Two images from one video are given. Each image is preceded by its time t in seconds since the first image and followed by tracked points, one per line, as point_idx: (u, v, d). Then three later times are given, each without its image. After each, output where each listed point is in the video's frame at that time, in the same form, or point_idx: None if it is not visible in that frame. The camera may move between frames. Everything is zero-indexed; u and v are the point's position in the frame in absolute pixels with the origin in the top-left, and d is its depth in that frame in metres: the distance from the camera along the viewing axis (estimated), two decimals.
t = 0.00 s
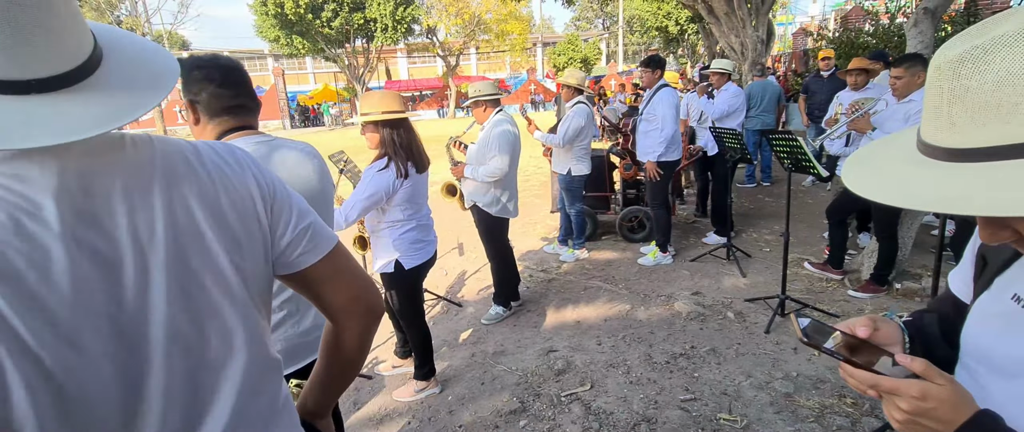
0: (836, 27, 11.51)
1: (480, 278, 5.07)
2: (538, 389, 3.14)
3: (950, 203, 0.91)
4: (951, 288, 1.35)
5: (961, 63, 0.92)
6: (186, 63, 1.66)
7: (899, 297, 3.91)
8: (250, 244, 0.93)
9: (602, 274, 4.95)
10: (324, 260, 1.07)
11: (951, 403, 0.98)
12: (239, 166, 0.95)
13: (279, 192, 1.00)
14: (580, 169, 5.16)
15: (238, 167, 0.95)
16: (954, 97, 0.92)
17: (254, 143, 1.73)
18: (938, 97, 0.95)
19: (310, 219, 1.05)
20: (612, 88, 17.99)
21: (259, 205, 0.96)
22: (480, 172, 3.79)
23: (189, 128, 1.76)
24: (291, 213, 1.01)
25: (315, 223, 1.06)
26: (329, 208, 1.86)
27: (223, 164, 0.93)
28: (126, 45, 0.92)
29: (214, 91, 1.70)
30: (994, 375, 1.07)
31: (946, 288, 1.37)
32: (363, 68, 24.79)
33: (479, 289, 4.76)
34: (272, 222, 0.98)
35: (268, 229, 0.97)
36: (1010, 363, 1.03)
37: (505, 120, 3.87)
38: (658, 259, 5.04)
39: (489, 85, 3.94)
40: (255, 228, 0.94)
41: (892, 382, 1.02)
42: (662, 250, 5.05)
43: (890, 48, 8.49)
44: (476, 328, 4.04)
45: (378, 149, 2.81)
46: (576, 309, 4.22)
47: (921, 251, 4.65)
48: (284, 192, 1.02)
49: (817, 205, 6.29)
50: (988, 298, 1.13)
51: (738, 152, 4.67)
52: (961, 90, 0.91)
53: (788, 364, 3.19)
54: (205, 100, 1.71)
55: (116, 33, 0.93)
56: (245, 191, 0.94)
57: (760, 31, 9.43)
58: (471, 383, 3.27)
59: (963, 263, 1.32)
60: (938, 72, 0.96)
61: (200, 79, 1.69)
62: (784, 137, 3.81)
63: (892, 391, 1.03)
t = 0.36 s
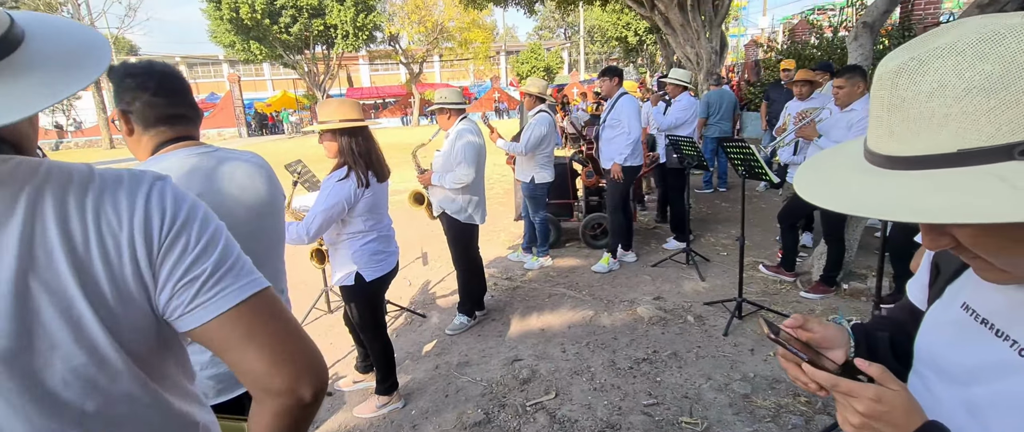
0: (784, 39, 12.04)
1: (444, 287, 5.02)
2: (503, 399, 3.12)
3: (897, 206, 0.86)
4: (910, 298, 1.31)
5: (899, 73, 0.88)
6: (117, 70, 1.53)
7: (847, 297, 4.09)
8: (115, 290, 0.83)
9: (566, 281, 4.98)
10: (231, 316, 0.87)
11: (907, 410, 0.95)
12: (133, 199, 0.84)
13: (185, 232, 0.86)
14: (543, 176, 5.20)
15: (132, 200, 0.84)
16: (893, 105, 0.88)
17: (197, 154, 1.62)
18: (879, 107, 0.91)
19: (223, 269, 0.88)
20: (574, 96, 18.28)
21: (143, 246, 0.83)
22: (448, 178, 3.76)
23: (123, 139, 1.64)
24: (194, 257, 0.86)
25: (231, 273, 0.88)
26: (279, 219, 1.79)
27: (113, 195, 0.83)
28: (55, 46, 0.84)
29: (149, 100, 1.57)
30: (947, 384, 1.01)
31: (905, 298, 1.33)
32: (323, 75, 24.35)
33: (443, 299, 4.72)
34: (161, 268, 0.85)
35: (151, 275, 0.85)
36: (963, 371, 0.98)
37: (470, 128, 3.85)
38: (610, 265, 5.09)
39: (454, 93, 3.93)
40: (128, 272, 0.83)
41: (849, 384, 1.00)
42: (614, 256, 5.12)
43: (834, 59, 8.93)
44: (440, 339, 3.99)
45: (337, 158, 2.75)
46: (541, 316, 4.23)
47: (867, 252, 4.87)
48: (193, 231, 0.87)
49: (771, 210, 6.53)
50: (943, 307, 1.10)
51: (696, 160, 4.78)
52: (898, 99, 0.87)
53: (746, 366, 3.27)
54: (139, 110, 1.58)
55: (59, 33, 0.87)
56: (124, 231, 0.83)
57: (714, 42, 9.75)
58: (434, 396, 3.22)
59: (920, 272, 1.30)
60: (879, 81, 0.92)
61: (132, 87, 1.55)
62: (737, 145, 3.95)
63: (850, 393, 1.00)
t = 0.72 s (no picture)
0: (754, 47, 12.35)
1: (424, 299, 4.98)
2: (485, 411, 3.10)
3: (874, 203, 0.83)
4: (878, 308, 1.33)
5: (894, 67, 0.83)
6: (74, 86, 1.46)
7: (820, 299, 4.18)
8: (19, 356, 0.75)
9: (545, 289, 4.99)
10: (157, 402, 0.81)
11: (883, 428, 0.95)
12: (52, 256, 0.76)
13: (106, 301, 0.77)
14: (521, 185, 5.19)
15: (50, 259, 0.76)
16: (887, 99, 0.83)
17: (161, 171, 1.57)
18: (870, 99, 0.86)
19: (149, 347, 0.79)
20: (552, 104, 18.42)
21: (59, 312, 0.75)
22: (428, 190, 3.73)
23: (82, 158, 1.57)
24: (113, 330, 0.77)
25: (156, 351, 0.80)
26: (248, 235, 1.76)
27: (29, 248, 0.75)
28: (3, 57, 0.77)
29: (111, 118, 1.52)
30: (916, 395, 1.03)
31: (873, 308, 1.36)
32: (297, 85, 24.06)
33: (423, 311, 4.68)
34: (80, 338, 0.77)
35: (65, 343, 0.77)
36: (932, 382, 1.00)
37: (449, 139, 3.83)
38: (589, 273, 5.12)
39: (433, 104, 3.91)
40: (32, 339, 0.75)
41: (823, 407, 1.01)
42: (592, 263, 5.15)
43: (801, 66, 9.18)
44: (420, 351, 3.95)
45: (311, 171, 2.71)
46: (521, 326, 4.22)
47: (837, 254, 5.00)
48: (117, 300, 0.78)
49: (745, 214, 6.65)
50: (909, 319, 1.11)
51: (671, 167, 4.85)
52: (892, 92, 0.82)
53: (724, 369, 3.32)
54: (99, 128, 1.52)
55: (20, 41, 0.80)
56: (38, 294, 0.75)
57: (686, 50, 9.94)
58: (415, 410, 3.18)
59: (888, 283, 1.32)
60: (873, 75, 0.87)
61: (92, 104, 1.49)
62: (710, 152, 4.02)
63: (822, 417, 1.01)
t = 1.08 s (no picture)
0: (740, 55, 12.53)
1: (413, 306, 4.95)
2: (474, 420, 3.09)
3: (868, 182, 0.76)
4: (831, 325, 1.26)
5: (894, 51, 0.77)
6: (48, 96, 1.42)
7: (806, 304, 4.22)
8: None
9: (535, 296, 4.98)
10: None
11: None
12: None
13: (40, 345, 0.81)
14: (509, 191, 5.20)
15: None
16: (881, 83, 0.77)
17: (149, 180, 1.55)
18: (860, 82, 0.80)
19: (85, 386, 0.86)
20: (541, 111, 18.54)
21: None
22: (416, 200, 3.71)
23: (61, 171, 1.53)
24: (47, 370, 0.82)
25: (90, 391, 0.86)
26: (233, 244, 1.74)
27: None
28: None
29: (89, 130, 1.48)
30: (879, 414, 1.03)
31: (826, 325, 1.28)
32: (286, 92, 23.96)
33: (412, 319, 4.66)
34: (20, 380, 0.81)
35: None
36: (893, 402, 0.99)
37: (437, 148, 3.82)
38: (578, 279, 5.15)
39: (423, 111, 3.90)
40: None
41: None
42: (581, 270, 5.17)
43: (786, 75, 9.32)
44: (409, 360, 3.92)
45: (297, 179, 2.69)
46: (511, 333, 4.22)
47: (823, 260, 5.05)
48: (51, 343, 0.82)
49: (732, 221, 6.71)
50: (864, 337, 1.08)
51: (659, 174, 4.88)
52: (886, 78, 0.76)
53: (713, 375, 3.33)
54: (77, 141, 1.48)
55: None
56: None
57: (674, 58, 10.06)
58: (404, 420, 3.16)
59: (838, 299, 1.25)
60: (864, 59, 0.81)
61: (68, 115, 1.45)
62: (697, 159, 4.06)
63: None
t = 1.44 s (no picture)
0: (731, 61, 12.66)
1: (405, 310, 4.95)
2: (467, 424, 3.09)
3: (711, 394, 0.88)
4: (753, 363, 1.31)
5: (685, 243, 0.88)
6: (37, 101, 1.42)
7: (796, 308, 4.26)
8: None
9: (527, 300, 4.99)
10: None
11: None
12: None
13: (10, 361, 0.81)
14: (503, 193, 5.22)
15: None
16: (686, 271, 0.89)
17: (142, 185, 1.54)
18: (672, 271, 0.91)
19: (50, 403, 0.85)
20: (534, 115, 18.59)
21: None
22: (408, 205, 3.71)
23: (50, 177, 1.52)
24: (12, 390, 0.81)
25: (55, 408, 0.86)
26: (226, 248, 1.74)
27: None
28: None
29: (79, 136, 1.48)
30: None
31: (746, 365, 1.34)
32: (278, 94, 23.85)
33: (404, 322, 4.65)
34: None
35: None
36: None
37: (428, 152, 3.82)
38: (571, 283, 5.16)
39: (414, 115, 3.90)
40: None
41: None
42: (573, 273, 5.19)
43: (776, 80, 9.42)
44: (401, 364, 3.92)
45: (289, 183, 2.69)
46: (503, 336, 4.23)
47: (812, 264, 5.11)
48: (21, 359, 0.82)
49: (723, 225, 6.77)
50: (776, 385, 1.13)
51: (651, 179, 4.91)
52: (692, 265, 0.88)
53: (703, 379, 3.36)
54: (68, 147, 1.48)
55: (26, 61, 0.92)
56: None
57: (665, 63, 10.14)
58: (396, 424, 3.16)
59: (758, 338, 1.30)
60: (665, 246, 0.92)
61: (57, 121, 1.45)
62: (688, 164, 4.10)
63: None
